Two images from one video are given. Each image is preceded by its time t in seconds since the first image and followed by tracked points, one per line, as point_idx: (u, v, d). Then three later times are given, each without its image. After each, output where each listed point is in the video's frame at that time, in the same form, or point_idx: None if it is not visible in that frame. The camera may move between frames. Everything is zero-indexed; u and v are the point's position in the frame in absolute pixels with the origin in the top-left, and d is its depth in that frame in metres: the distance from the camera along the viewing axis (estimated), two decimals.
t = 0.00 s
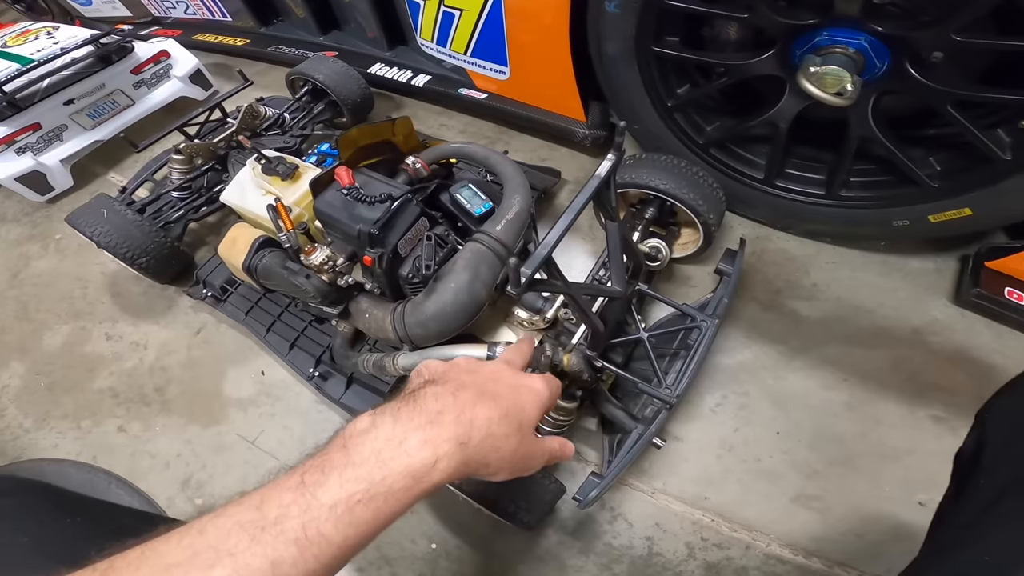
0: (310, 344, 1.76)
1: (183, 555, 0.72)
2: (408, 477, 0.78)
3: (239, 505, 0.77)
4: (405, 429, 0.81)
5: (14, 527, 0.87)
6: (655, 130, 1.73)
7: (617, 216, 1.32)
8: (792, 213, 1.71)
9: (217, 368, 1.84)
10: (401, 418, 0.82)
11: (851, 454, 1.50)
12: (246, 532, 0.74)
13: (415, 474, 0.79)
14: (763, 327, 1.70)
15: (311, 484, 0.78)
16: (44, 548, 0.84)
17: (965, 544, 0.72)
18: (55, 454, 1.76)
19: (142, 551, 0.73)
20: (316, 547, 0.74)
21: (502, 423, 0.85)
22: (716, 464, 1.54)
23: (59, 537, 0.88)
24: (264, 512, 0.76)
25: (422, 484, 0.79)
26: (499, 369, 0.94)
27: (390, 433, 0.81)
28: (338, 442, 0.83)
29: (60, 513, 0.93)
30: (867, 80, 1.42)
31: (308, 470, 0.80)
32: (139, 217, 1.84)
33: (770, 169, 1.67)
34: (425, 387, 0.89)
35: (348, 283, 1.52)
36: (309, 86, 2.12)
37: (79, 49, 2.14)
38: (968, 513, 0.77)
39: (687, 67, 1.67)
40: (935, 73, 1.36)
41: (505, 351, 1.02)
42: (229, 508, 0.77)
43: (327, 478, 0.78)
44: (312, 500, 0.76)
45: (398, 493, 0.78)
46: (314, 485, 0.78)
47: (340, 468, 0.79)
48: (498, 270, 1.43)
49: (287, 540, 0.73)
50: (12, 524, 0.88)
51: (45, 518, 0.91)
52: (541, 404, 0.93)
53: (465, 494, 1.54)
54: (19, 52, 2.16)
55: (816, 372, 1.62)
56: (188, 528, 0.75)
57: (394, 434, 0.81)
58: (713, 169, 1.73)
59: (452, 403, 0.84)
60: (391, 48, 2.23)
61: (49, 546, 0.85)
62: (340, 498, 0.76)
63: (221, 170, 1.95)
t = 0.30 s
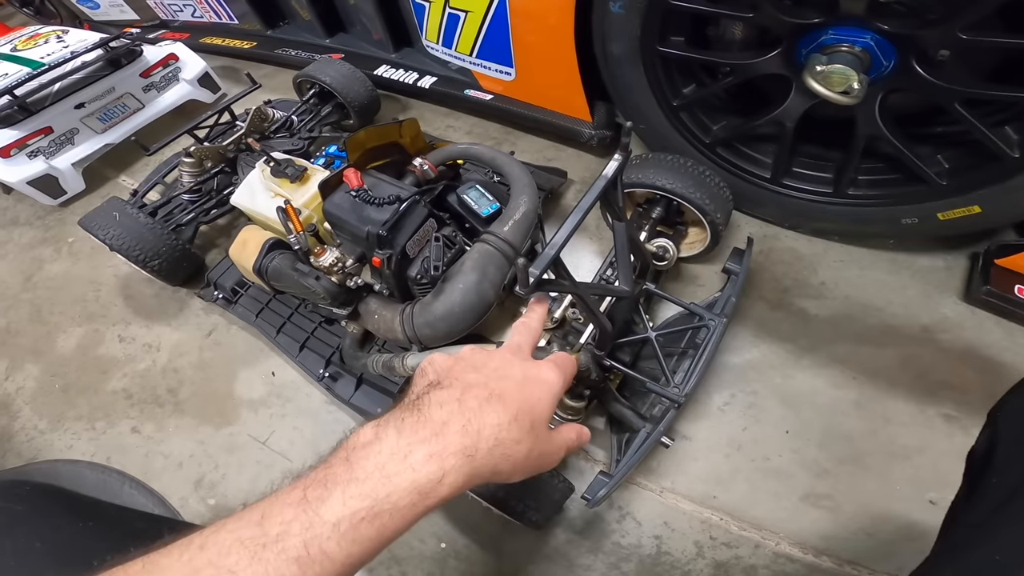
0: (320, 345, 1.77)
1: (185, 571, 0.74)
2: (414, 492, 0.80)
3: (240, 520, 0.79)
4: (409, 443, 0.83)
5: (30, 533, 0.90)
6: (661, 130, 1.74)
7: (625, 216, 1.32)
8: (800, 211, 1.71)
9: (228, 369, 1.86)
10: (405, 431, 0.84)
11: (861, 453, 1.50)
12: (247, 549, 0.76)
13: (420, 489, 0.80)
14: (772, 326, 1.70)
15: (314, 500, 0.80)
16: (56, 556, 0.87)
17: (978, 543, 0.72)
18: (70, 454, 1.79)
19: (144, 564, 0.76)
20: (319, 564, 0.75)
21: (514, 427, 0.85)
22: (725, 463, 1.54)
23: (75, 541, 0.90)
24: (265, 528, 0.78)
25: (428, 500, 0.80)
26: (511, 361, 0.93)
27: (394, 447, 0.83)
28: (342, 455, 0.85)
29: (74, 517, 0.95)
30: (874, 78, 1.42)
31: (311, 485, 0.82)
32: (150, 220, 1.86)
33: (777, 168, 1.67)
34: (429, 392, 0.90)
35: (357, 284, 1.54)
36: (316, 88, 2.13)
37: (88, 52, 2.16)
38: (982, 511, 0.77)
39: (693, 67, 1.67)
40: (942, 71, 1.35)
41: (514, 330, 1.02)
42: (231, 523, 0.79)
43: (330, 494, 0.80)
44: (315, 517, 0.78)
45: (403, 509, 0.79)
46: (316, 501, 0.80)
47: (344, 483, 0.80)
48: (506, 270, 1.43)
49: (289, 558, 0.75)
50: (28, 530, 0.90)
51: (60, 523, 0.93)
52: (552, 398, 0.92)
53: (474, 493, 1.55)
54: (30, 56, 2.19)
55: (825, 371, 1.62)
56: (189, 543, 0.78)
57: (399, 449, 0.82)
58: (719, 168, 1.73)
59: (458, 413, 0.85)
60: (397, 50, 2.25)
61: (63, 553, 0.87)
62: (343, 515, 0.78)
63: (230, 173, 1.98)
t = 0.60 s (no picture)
0: (326, 346, 1.78)
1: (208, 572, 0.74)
2: (430, 495, 0.79)
3: (261, 523, 0.79)
4: (425, 448, 0.82)
5: (43, 534, 0.90)
6: (665, 129, 1.73)
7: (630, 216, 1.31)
8: (807, 209, 1.70)
9: (235, 371, 1.87)
10: (420, 437, 0.84)
11: (870, 452, 1.49)
12: (269, 550, 0.76)
13: (436, 493, 0.80)
14: (779, 325, 1.69)
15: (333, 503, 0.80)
16: (66, 558, 0.87)
17: (987, 545, 0.71)
18: (80, 456, 1.80)
19: (167, 565, 0.76)
20: (339, 566, 0.75)
21: (524, 432, 0.86)
22: (733, 462, 1.53)
23: (88, 540, 0.91)
24: (286, 530, 0.78)
25: (444, 503, 0.80)
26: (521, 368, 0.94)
27: (410, 452, 0.83)
28: (359, 459, 0.85)
29: (83, 518, 0.96)
30: (880, 76, 1.41)
31: (330, 488, 0.82)
32: (157, 223, 1.86)
33: (784, 167, 1.66)
34: (441, 400, 0.90)
35: (363, 286, 1.54)
36: (320, 89, 2.13)
37: (93, 55, 2.16)
38: (990, 512, 0.76)
39: (697, 66, 1.66)
40: (949, 68, 1.35)
41: (520, 333, 1.02)
42: (252, 525, 0.79)
43: (349, 497, 0.80)
44: (335, 519, 0.78)
45: (420, 512, 0.79)
46: (336, 504, 0.79)
47: (362, 487, 0.80)
48: (511, 271, 1.43)
49: (309, 560, 0.75)
50: (41, 530, 0.91)
51: (71, 525, 0.94)
52: (562, 404, 0.93)
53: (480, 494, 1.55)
54: (35, 59, 2.20)
55: (833, 370, 1.61)
56: (211, 545, 0.78)
57: (414, 454, 0.82)
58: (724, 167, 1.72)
59: (471, 419, 0.85)
60: (400, 51, 2.25)
61: (73, 555, 0.88)
62: (362, 518, 0.78)
63: (237, 175, 1.97)
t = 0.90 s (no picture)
0: (331, 346, 1.77)
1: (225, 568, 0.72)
2: (439, 494, 0.79)
3: (278, 521, 0.77)
4: (434, 449, 0.82)
5: (51, 536, 0.90)
6: (671, 125, 1.71)
7: (636, 213, 1.30)
8: (815, 205, 1.68)
9: (241, 371, 1.87)
10: (429, 438, 0.83)
11: (882, 450, 1.47)
12: (286, 546, 0.74)
13: (445, 491, 0.79)
14: (788, 323, 1.67)
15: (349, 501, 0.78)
16: (74, 559, 0.87)
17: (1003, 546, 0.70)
18: (89, 457, 1.80)
19: (187, 562, 0.73)
20: (355, 561, 0.74)
21: (525, 433, 0.85)
22: (742, 461, 1.51)
23: (97, 542, 0.91)
24: (303, 527, 0.76)
25: (453, 501, 0.80)
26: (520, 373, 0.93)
27: (419, 453, 0.82)
28: (369, 460, 0.84)
29: (89, 520, 0.95)
30: (888, 71, 1.39)
31: (343, 487, 0.81)
32: (162, 224, 1.86)
33: (791, 163, 1.64)
34: (446, 403, 0.90)
35: (368, 286, 1.53)
36: (323, 89, 2.13)
37: (96, 56, 2.16)
38: (1004, 511, 0.74)
39: (702, 62, 1.64)
40: (958, 63, 1.34)
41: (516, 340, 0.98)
42: (269, 522, 0.77)
43: (362, 495, 0.79)
44: (350, 515, 0.77)
45: (430, 509, 0.78)
46: (350, 502, 0.78)
47: (375, 485, 0.79)
48: (516, 270, 1.42)
49: (326, 554, 0.73)
50: (50, 533, 0.90)
51: (79, 527, 0.93)
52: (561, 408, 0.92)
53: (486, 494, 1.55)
54: (39, 61, 2.20)
55: (843, 368, 1.59)
56: (230, 543, 0.76)
57: (424, 454, 0.82)
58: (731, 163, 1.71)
59: (476, 421, 0.85)
60: (403, 50, 2.24)
61: (81, 557, 0.87)
62: (376, 514, 0.77)
63: (240, 176, 1.98)
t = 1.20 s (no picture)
0: (333, 348, 1.73)
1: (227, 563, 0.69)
2: (440, 480, 0.75)
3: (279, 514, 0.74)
4: (435, 435, 0.78)
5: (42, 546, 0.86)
6: (678, 118, 1.67)
7: (645, 206, 1.26)
8: (827, 197, 1.63)
9: (242, 374, 1.83)
10: (430, 424, 0.79)
11: (900, 448, 1.43)
12: (288, 539, 0.71)
13: (447, 478, 0.75)
14: (801, 318, 1.62)
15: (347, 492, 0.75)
16: (68, 569, 0.83)
17: None
18: (90, 462, 1.77)
19: (188, 560, 0.70)
20: (357, 551, 0.70)
21: (525, 431, 0.83)
22: (756, 462, 1.47)
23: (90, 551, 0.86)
24: (305, 518, 0.73)
25: (455, 489, 0.75)
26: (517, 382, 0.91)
27: (421, 439, 0.78)
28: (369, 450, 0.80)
29: (84, 528, 0.91)
30: (902, 61, 1.33)
31: (343, 477, 0.77)
32: (159, 225, 1.83)
33: (802, 154, 1.60)
34: (448, 399, 0.86)
35: (369, 285, 1.49)
36: (321, 86, 2.09)
37: (90, 56, 2.13)
38: None
39: (708, 53, 1.59)
40: (972, 53, 1.29)
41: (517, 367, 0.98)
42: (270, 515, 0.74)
43: (363, 484, 0.75)
44: (351, 505, 0.73)
45: (432, 497, 0.74)
46: (351, 491, 0.74)
47: (375, 473, 0.75)
48: (521, 267, 1.38)
49: (328, 545, 0.69)
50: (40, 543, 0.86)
51: (71, 535, 0.89)
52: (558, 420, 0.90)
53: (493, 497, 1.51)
54: (32, 62, 2.17)
55: (858, 364, 1.54)
56: (233, 537, 0.72)
57: (426, 440, 0.77)
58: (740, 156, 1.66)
59: (477, 410, 0.81)
60: (402, 46, 2.20)
61: (75, 566, 0.84)
62: (377, 502, 0.73)
63: (238, 175, 1.93)
